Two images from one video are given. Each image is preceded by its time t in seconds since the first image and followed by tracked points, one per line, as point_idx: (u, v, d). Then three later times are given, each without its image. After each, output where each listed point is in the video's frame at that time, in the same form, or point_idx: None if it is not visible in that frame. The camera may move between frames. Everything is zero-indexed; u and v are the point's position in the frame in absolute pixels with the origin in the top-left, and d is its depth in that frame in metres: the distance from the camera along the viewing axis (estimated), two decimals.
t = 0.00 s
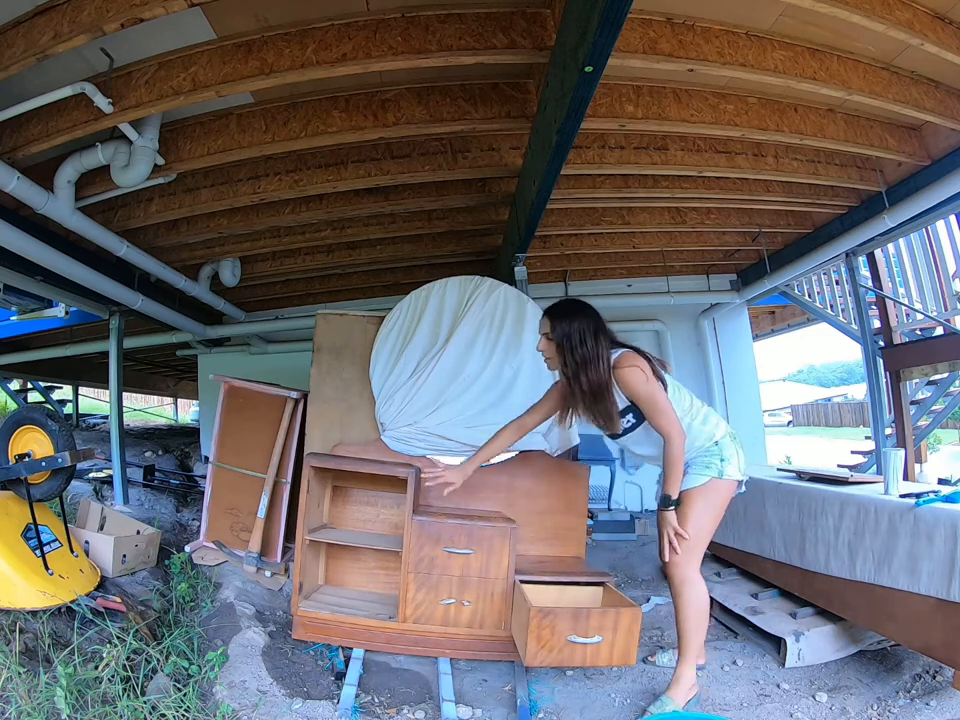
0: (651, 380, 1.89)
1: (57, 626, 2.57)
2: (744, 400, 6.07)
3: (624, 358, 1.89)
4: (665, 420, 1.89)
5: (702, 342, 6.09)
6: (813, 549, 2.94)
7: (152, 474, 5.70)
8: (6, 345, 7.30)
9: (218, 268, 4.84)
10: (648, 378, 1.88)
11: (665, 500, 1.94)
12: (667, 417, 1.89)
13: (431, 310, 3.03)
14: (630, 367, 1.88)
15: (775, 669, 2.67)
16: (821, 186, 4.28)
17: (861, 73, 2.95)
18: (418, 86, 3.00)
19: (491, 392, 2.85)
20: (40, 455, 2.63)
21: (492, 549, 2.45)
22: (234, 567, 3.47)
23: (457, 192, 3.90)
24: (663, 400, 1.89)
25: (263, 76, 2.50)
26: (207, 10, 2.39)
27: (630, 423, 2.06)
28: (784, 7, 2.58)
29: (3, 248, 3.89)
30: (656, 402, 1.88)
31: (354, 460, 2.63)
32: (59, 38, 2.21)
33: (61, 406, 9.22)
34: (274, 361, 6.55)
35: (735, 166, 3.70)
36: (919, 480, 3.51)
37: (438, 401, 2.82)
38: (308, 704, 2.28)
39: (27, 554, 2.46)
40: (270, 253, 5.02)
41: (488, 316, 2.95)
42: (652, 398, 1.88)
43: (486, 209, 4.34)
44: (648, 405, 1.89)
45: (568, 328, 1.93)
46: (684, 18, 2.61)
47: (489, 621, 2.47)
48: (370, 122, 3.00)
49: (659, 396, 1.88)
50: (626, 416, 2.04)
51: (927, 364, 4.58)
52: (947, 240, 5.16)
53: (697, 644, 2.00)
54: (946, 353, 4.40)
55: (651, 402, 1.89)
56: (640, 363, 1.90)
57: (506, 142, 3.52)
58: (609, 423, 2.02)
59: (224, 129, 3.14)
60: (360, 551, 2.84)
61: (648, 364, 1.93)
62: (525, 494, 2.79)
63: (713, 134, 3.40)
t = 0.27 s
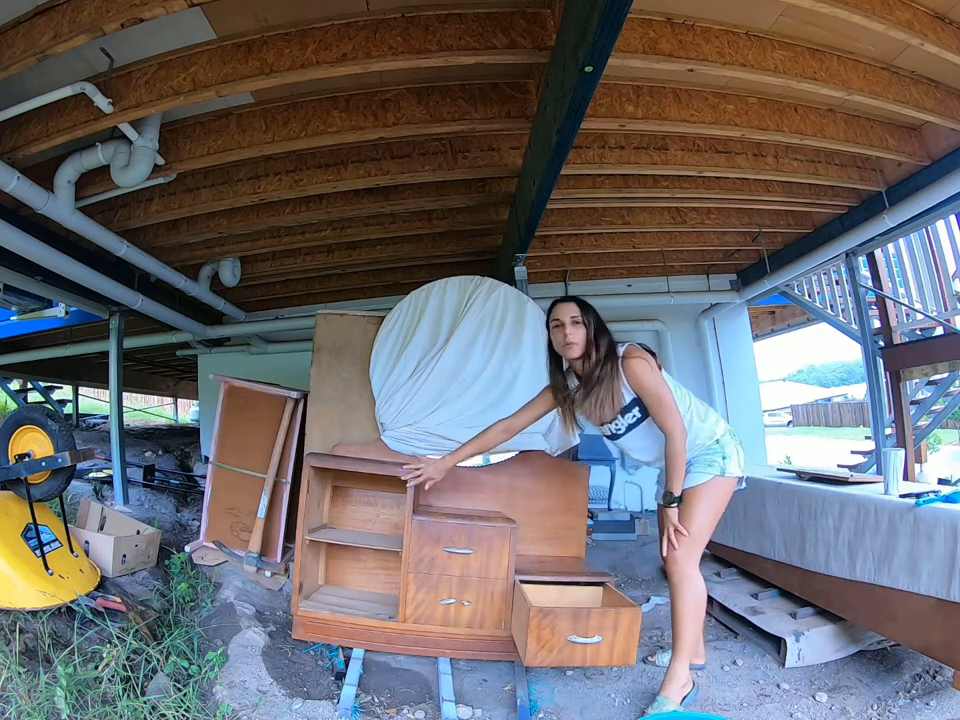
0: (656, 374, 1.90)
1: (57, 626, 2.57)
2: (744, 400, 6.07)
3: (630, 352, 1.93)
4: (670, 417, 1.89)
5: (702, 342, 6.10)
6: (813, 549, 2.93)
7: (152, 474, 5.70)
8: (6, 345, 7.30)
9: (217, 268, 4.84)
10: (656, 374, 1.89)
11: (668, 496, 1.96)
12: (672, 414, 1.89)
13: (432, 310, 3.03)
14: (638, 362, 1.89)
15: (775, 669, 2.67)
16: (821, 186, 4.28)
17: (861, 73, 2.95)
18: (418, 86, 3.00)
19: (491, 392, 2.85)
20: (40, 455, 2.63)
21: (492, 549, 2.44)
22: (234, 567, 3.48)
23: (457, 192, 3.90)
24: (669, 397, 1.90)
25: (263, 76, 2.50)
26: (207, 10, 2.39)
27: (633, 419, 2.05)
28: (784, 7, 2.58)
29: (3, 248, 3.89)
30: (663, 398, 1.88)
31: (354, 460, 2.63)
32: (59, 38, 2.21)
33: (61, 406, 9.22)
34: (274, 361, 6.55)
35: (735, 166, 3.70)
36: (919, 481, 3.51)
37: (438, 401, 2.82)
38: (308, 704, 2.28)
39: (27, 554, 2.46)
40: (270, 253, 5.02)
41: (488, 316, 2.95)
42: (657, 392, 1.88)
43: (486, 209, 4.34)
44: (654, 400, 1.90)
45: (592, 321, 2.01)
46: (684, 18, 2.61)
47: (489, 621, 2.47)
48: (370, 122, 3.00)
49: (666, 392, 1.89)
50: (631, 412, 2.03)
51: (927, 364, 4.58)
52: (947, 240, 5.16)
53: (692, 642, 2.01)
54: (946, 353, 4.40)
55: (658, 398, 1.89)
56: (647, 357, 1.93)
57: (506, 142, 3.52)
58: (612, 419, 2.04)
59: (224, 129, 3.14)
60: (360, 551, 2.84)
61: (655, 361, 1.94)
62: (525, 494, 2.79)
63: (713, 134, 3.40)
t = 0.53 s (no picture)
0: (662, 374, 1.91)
1: (57, 626, 2.57)
2: (744, 400, 6.07)
3: (637, 348, 1.93)
4: (674, 418, 1.90)
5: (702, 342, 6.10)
6: (813, 549, 2.93)
7: (152, 474, 5.70)
8: (6, 345, 7.30)
9: (217, 268, 4.84)
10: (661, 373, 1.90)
11: (666, 497, 1.97)
12: (676, 416, 1.90)
13: (431, 310, 3.03)
14: (644, 361, 1.90)
15: (775, 669, 2.67)
16: (821, 187, 4.28)
17: (861, 73, 2.95)
18: (418, 86, 3.00)
19: (491, 392, 2.85)
20: (40, 455, 2.63)
21: (492, 549, 2.45)
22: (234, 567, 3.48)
23: (457, 192, 3.91)
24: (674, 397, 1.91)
25: (263, 76, 2.50)
26: (207, 10, 2.39)
27: (638, 418, 2.05)
28: (784, 7, 2.58)
29: (3, 248, 3.89)
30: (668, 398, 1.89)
31: (354, 460, 2.63)
32: (59, 38, 2.21)
33: (61, 406, 9.23)
34: (274, 361, 6.56)
35: (735, 166, 3.70)
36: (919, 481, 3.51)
37: (438, 401, 2.82)
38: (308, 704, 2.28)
39: (27, 554, 2.46)
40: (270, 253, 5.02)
41: (488, 316, 2.95)
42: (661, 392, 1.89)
43: (486, 209, 4.34)
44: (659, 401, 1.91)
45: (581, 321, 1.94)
46: (684, 18, 2.61)
47: (489, 621, 2.47)
48: (370, 122, 3.00)
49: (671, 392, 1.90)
50: (635, 410, 2.03)
51: (927, 364, 4.58)
52: (947, 240, 5.16)
53: (690, 643, 2.01)
54: (946, 353, 4.40)
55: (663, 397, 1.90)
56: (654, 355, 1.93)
57: (506, 142, 3.52)
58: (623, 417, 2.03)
59: (224, 129, 3.14)
60: (360, 551, 2.84)
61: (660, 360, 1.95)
62: (525, 494, 2.79)
63: (713, 134, 3.40)
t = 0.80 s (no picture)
0: (669, 371, 1.91)
1: (57, 626, 2.57)
2: (744, 400, 6.07)
3: (644, 343, 1.93)
4: (679, 413, 1.88)
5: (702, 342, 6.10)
6: (813, 549, 2.94)
7: (152, 474, 5.70)
8: (6, 345, 7.30)
9: (218, 268, 4.84)
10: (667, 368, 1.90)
11: (665, 496, 1.97)
12: (683, 416, 1.88)
13: (431, 311, 3.02)
14: (650, 357, 1.90)
15: (775, 669, 2.67)
16: (821, 186, 4.28)
17: (861, 73, 2.95)
18: (418, 86, 3.00)
19: (490, 392, 2.85)
20: (40, 455, 2.63)
21: (492, 549, 2.45)
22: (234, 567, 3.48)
23: (457, 192, 3.91)
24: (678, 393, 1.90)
25: (263, 76, 2.50)
26: (207, 10, 2.39)
27: (642, 416, 2.05)
28: (784, 7, 2.58)
29: (2, 248, 3.89)
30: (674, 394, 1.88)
31: (354, 460, 2.63)
32: (59, 38, 2.21)
33: (61, 406, 9.23)
34: (274, 361, 6.56)
35: (735, 166, 3.70)
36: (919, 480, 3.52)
37: (438, 401, 2.82)
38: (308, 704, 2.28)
39: (27, 554, 2.46)
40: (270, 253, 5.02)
41: (488, 316, 2.95)
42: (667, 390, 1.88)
43: (486, 209, 4.34)
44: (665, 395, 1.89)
45: (561, 328, 1.97)
46: (684, 18, 2.61)
47: (489, 621, 2.47)
48: (370, 122, 3.00)
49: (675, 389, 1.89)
50: (639, 408, 2.04)
51: (927, 364, 4.58)
52: (947, 240, 5.16)
53: (689, 642, 2.00)
54: (947, 353, 4.40)
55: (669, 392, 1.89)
56: (662, 353, 1.93)
57: (506, 142, 3.52)
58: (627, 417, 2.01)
59: (224, 129, 3.14)
60: (360, 550, 2.84)
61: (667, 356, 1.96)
62: (525, 494, 2.79)
63: (713, 134, 3.40)
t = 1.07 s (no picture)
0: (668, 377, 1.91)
1: (57, 626, 2.57)
2: (744, 400, 6.07)
3: (640, 353, 1.92)
4: (683, 416, 1.88)
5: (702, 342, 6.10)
6: (813, 549, 2.94)
7: (152, 474, 5.70)
8: (6, 345, 7.30)
9: (217, 268, 4.84)
10: (665, 374, 1.90)
11: (669, 497, 1.96)
12: (688, 417, 1.88)
13: (431, 310, 3.01)
14: (649, 365, 1.90)
15: (775, 669, 2.67)
16: (821, 187, 4.28)
17: (861, 73, 2.95)
18: (418, 86, 3.00)
19: (490, 393, 2.84)
20: (41, 455, 2.63)
21: (492, 549, 2.45)
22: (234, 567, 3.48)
23: (457, 192, 3.91)
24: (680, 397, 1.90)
25: (263, 76, 2.50)
26: (207, 10, 2.39)
27: (643, 426, 2.05)
28: (784, 7, 2.58)
29: (2, 248, 3.89)
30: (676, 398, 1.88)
31: (354, 460, 2.63)
32: (59, 38, 2.21)
33: (61, 406, 9.23)
34: (274, 361, 6.56)
35: (735, 166, 3.70)
36: (919, 480, 3.51)
37: (438, 401, 2.82)
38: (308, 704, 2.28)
39: (27, 554, 2.46)
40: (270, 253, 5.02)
41: (488, 316, 2.94)
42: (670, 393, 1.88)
43: (486, 209, 4.34)
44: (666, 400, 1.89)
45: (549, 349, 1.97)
46: (684, 18, 2.61)
47: (489, 621, 2.47)
48: (370, 122, 3.00)
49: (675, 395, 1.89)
50: (640, 418, 2.03)
51: (927, 364, 4.58)
52: (947, 240, 5.16)
53: (690, 643, 2.00)
54: (947, 354, 4.40)
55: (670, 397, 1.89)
56: (659, 360, 1.93)
57: (506, 142, 3.52)
58: (618, 438, 1.98)
59: (224, 129, 3.14)
60: (360, 550, 2.84)
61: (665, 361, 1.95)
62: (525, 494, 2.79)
63: (713, 134, 3.40)
